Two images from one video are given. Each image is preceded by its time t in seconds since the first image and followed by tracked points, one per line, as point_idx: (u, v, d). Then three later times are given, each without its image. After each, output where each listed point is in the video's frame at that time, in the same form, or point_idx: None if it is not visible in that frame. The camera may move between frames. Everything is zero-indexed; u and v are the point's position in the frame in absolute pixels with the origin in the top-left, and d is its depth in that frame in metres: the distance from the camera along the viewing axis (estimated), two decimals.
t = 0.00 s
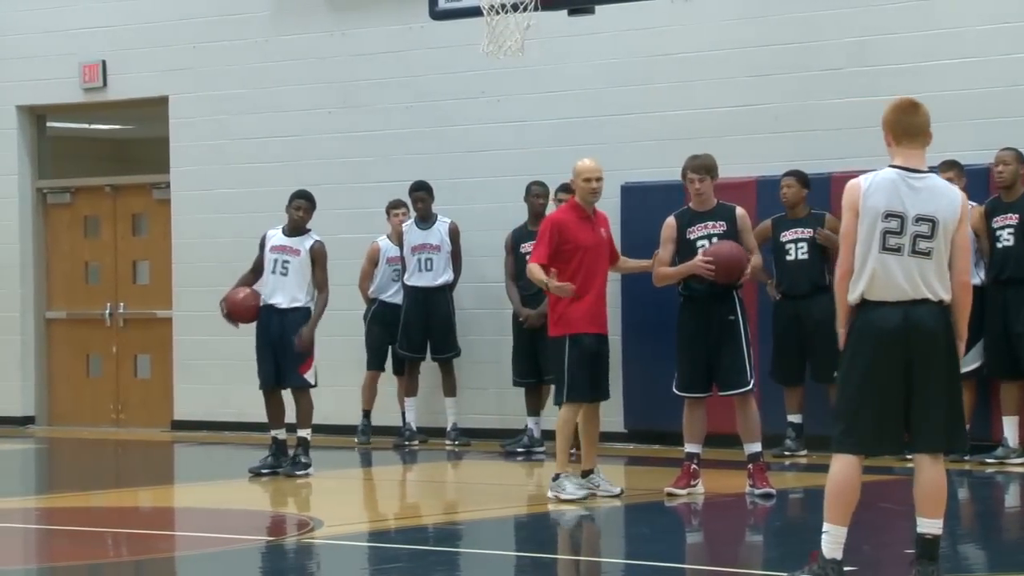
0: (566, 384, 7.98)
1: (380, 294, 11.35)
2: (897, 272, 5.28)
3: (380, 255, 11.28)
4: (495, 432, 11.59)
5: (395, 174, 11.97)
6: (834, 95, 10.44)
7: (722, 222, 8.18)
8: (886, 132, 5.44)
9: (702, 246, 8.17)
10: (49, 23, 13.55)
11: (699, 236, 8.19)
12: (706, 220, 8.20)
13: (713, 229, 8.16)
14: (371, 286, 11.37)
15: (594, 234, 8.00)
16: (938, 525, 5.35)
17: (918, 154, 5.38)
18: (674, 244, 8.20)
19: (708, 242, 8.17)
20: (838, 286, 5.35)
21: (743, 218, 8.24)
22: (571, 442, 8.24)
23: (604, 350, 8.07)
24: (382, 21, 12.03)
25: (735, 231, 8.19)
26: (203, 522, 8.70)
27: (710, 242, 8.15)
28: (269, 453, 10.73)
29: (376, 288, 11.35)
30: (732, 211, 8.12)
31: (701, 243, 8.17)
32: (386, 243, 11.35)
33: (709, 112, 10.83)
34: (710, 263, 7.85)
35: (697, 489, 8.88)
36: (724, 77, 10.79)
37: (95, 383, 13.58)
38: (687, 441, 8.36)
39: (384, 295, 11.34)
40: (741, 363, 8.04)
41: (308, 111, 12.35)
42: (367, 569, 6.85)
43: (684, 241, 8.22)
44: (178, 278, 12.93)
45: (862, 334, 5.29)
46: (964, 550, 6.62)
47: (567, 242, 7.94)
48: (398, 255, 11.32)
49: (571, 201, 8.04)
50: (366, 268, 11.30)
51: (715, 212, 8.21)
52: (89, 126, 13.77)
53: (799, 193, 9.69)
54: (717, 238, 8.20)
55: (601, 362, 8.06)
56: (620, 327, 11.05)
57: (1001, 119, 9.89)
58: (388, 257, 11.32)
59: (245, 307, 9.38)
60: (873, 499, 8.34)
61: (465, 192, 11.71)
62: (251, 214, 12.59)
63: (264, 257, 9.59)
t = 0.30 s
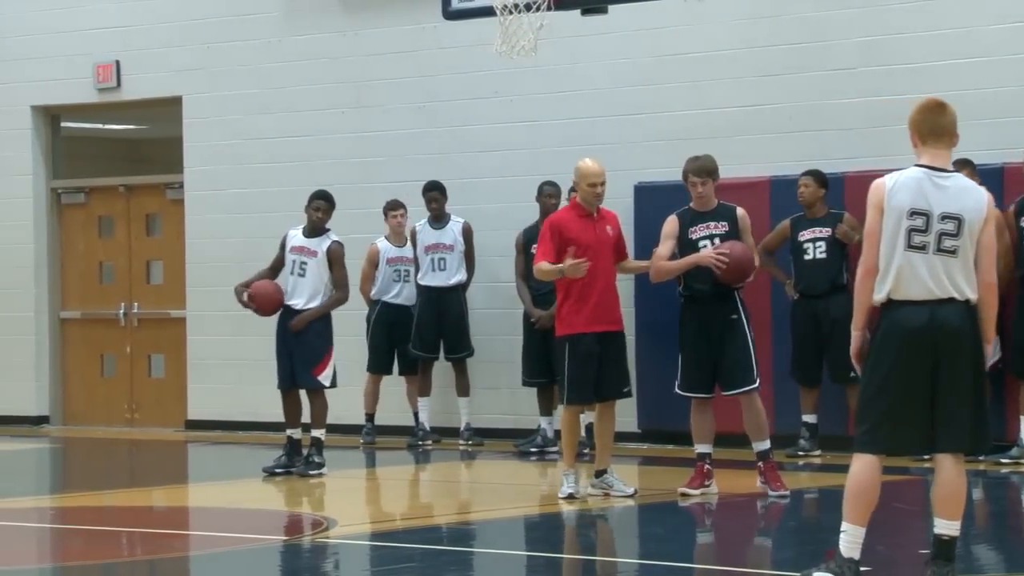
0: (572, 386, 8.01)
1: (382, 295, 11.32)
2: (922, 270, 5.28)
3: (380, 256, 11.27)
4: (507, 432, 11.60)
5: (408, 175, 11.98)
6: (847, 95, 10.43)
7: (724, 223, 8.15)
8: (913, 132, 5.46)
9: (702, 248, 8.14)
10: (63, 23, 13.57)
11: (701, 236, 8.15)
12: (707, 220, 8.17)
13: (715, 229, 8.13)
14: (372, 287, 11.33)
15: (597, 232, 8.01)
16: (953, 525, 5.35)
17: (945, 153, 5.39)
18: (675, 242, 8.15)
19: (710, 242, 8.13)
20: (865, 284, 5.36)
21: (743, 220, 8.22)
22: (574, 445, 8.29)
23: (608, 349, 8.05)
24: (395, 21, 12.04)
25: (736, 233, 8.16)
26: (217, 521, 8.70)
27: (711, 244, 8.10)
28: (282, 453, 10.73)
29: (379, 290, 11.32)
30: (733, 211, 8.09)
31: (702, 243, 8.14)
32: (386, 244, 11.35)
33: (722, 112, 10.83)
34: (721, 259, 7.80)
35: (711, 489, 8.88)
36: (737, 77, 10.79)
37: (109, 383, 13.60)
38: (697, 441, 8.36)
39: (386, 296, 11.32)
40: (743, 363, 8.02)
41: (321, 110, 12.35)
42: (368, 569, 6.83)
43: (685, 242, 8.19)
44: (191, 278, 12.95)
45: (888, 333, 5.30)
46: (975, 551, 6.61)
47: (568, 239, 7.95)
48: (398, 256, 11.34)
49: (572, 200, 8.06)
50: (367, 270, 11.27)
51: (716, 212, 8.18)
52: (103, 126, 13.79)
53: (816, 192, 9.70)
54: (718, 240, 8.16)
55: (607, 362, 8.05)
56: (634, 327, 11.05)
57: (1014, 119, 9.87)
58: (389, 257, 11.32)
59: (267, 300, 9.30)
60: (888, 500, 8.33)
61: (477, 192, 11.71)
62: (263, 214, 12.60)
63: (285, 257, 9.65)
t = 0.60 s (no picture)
0: (579, 386, 8.00)
1: (380, 297, 11.28)
2: (941, 269, 5.26)
3: (376, 258, 11.24)
4: (522, 433, 11.59)
5: (422, 175, 11.98)
6: (861, 95, 10.41)
7: (725, 223, 8.15)
8: (932, 132, 5.44)
9: (702, 248, 8.13)
10: (77, 23, 13.60)
11: (701, 236, 8.14)
12: (707, 220, 8.16)
13: (716, 229, 8.13)
14: (371, 289, 11.31)
15: (598, 234, 7.99)
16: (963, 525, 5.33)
17: (963, 154, 5.38)
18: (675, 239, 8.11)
19: (709, 242, 8.13)
20: (883, 284, 5.35)
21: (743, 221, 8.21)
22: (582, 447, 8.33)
23: (613, 349, 8.01)
24: (409, 21, 12.05)
25: (736, 235, 8.16)
26: (231, 521, 8.71)
27: (711, 244, 8.11)
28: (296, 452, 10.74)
29: (377, 292, 11.29)
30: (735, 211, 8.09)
31: (702, 244, 8.13)
32: (381, 247, 11.33)
33: (736, 112, 10.81)
34: (721, 263, 7.78)
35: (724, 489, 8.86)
36: (751, 77, 10.77)
37: (123, 383, 13.63)
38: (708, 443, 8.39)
39: (384, 298, 11.28)
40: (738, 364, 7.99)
41: (335, 111, 12.36)
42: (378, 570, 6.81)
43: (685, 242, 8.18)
44: (205, 278, 12.97)
45: (906, 332, 5.28)
46: (983, 552, 6.59)
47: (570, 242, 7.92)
48: (393, 258, 11.29)
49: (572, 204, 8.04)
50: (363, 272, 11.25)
51: (717, 212, 8.17)
52: (118, 127, 13.82)
53: (833, 192, 9.69)
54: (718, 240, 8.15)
55: (614, 361, 8.01)
56: (649, 327, 11.04)
57: None
58: (384, 259, 11.29)
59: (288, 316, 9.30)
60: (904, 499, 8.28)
61: (492, 192, 11.70)
62: (277, 214, 12.61)
63: (301, 259, 9.64)
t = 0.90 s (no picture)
0: (596, 385, 8.00)
1: (389, 297, 11.31)
2: (953, 270, 5.25)
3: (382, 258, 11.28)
4: (537, 433, 11.58)
5: (437, 175, 11.98)
6: (877, 95, 10.38)
7: (733, 226, 8.10)
8: (940, 132, 5.43)
9: (707, 249, 8.09)
10: (93, 24, 13.62)
11: (707, 237, 8.10)
12: (715, 222, 8.11)
13: (722, 232, 8.09)
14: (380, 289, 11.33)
15: (617, 233, 7.99)
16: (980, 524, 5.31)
17: (971, 156, 5.35)
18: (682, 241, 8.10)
19: (714, 245, 8.09)
20: (894, 287, 5.32)
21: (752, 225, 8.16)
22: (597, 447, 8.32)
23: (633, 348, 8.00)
24: (424, 21, 12.06)
25: (743, 239, 8.11)
26: (245, 521, 8.71)
27: (716, 247, 8.07)
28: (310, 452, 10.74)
29: (384, 292, 11.32)
30: (744, 215, 8.05)
31: (707, 245, 8.09)
32: (388, 247, 11.36)
33: (751, 112, 10.79)
34: (724, 269, 7.75)
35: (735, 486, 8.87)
36: (766, 77, 10.75)
37: (138, 383, 13.66)
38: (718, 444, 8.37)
39: (393, 298, 11.30)
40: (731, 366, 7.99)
41: (349, 111, 12.37)
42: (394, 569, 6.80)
43: (692, 242, 8.14)
44: (220, 278, 12.99)
45: (920, 331, 5.26)
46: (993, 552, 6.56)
47: (590, 239, 7.90)
48: (400, 258, 11.31)
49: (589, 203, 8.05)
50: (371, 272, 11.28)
51: (725, 214, 8.12)
52: (133, 127, 13.85)
53: (850, 192, 9.71)
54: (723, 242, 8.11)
55: (632, 360, 8.00)
56: (664, 327, 11.03)
57: None
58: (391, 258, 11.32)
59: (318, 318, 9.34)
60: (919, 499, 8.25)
61: (507, 192, 11.69)
62: (292, 214, 12.62)
63: (320, 261, 9.63)
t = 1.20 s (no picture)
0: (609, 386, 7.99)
1: (400, 297, 11.29)
2: (951, 271, 5.24)
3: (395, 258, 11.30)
4: (550, 433, 11.58)
5: (449, 175, 11.98)
6: (888, 95, 10.38)
7: (740, 224, 7.98)
8: (931, 129, 5.41)
9: (713, 245, 7.98)
10: (105, 24, 13.63)
11: (714, 234, 7.98)
12: (723, 218, 8.00)
13: (729, 229, 7.97)
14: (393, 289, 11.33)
15: (636, 232, 7.99)
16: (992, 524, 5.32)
17: (963, 154, 5.34)
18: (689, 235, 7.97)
19: (721, 242, 7.98)
20: (890, 287, 5.29)
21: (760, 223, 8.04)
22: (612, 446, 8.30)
23: (649, 348, 8.00)
24: (436, 21, 12.06)
25: (750, 236, 7.98)
26: (256, 520, 8.70)
27: (722, 243, 7.95)
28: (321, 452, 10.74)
29: (396, 292, 11.30)
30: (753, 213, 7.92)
31: (713, 242, 7.98)
32: (401, 247, 11.39)
33: (763, 112, 10.79)
34: (732, 262, 7.62)
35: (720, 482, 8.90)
36: (778, 76, 10.75)
37: (150, 383, 13.67)
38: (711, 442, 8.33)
39: (405, 298, 11.28)
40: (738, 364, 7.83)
41: (361, 111, 12.37)
42: (400, 569, 6.74)
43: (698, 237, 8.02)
44: (232, 279, 13.00)
45: (920, 331, 5.24)
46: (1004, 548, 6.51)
47: (606, 236, 7.93)
48: (413, 258, 11.33)
49: (610, 201, 8.08)
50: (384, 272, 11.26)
51: (734, 211, 8.01)
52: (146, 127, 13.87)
53: (865, 192, 9.73)
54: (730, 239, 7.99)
55: (648, 359, 8.00)
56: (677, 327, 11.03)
57: None
58: (403, 259, 11.33)
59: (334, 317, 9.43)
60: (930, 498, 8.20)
61: (519, 192, 11.70)
62: (304, 214, 12.63)
63: (334, 261, 9.64)
